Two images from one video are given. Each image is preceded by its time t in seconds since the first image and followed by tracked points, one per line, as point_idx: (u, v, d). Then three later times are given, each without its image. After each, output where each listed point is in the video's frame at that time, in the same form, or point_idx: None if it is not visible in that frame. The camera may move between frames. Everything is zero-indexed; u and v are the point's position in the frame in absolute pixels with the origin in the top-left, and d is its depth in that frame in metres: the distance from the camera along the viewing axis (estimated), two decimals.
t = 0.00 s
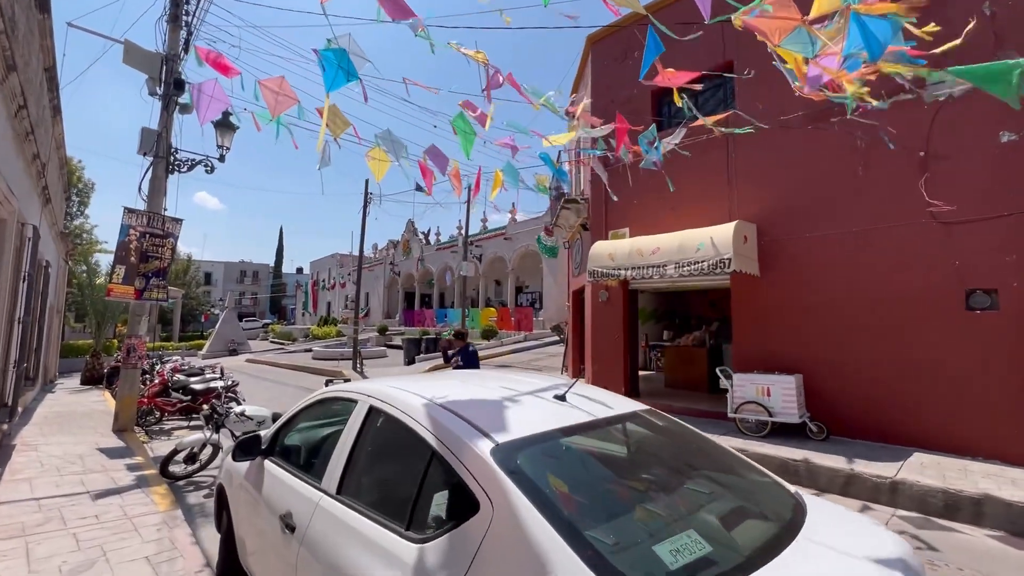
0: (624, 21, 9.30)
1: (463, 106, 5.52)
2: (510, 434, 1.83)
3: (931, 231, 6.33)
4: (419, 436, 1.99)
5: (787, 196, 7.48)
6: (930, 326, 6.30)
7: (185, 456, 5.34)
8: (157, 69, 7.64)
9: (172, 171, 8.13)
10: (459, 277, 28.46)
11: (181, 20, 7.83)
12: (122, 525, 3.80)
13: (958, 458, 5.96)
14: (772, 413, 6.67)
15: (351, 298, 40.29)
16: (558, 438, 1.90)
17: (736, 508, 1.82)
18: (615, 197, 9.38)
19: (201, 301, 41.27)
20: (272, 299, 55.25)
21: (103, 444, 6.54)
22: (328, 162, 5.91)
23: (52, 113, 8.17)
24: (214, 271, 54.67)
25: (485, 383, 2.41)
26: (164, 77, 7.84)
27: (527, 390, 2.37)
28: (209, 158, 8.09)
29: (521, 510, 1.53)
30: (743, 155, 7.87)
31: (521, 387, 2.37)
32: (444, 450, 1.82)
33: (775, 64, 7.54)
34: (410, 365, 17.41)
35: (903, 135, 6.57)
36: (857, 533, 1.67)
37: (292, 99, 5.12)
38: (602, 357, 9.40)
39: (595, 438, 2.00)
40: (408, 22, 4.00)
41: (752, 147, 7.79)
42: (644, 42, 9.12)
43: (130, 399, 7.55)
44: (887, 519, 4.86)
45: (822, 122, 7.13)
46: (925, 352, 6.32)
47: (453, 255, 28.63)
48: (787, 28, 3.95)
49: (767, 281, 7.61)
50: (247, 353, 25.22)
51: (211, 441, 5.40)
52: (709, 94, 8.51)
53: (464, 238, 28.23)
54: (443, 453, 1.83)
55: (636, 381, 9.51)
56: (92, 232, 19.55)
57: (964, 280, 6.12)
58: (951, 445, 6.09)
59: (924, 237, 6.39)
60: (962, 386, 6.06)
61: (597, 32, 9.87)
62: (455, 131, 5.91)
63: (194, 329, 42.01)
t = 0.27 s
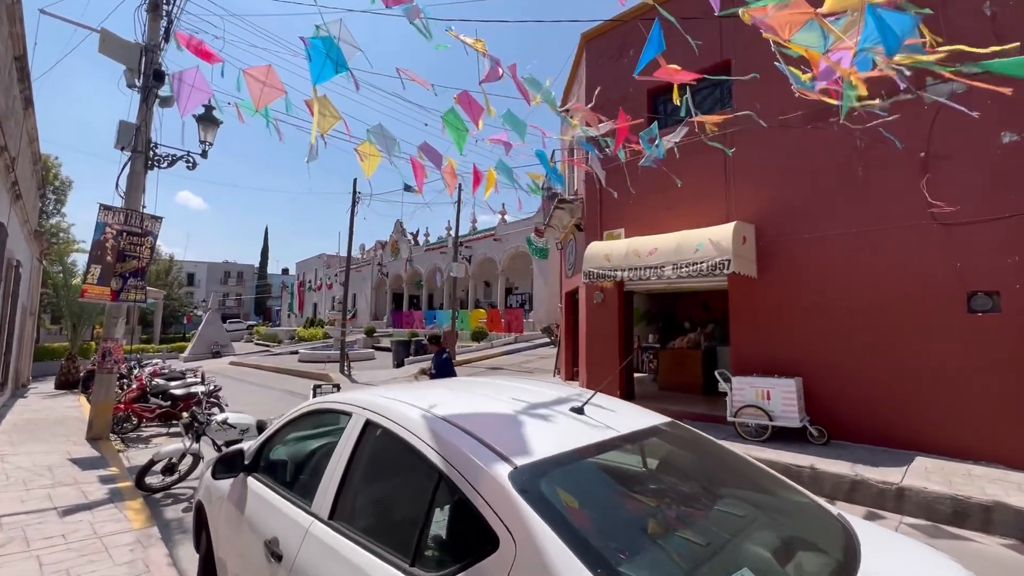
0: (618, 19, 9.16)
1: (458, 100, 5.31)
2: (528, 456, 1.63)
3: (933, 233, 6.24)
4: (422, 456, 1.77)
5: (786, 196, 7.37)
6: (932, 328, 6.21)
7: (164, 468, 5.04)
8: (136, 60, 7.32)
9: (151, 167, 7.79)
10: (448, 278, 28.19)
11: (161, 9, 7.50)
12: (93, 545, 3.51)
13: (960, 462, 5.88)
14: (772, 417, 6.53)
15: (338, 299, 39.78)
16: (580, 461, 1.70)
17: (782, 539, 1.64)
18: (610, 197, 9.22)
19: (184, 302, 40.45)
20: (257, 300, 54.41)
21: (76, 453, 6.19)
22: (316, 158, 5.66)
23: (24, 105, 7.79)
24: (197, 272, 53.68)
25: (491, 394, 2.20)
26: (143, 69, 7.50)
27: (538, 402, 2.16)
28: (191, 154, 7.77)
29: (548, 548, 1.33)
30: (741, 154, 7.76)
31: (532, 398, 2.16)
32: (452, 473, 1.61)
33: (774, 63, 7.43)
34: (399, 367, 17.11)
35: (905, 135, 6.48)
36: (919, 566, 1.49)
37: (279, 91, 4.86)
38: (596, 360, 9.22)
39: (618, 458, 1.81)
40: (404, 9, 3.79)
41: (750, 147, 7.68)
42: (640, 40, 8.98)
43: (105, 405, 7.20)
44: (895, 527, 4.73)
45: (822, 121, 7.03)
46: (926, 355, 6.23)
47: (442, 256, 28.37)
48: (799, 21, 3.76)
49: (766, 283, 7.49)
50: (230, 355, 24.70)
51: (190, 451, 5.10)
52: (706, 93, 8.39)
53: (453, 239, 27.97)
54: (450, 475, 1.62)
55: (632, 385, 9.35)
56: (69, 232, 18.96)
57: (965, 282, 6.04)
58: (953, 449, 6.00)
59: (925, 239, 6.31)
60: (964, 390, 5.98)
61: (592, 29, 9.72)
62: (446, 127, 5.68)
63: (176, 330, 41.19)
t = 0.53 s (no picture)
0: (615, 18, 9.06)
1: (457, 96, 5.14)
2: (560, 480, 1.45)
3: (935, 236, 6.17)
4: (438, 478, 1.58)
5: (785, 199, 7.28)
6: (933, 332, 6.15)
7: (144, 481, 4.76)
8: (117, 52, 7.02)
9: (133, 163, 7.49)
10: (437, 280, 27.94)
11: None
12: (65, 567, 3.25)
13: (964, 467, 5.80)
14: (774, 422, 6.40)
15: (325, 301, 39.30)
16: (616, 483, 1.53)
17: (843, 573, 1.47)
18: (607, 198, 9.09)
19: (167, 304, 39.65)
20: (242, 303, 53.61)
21: (51, 464, 5.88)
22: (308, 155, 5.45)
23: None
24: (180, 273, 52.73)
25: (508, 406, 2.02)
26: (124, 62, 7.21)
27: (559, 415, 1.98)
28: (175, 150, 7.48)
29: None
30: (739, 156, 7.67)
31: (555, 410, 1.98)
32: (476, 498, 1.43)
33: (773, 64, 7.35)
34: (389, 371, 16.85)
35: (906, 137, 6.41)
36: None
37: (269, 84, 4.64)
38: (593, 364, 9.07)
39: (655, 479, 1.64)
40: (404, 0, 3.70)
41: (749, 148, 7.58)
42: (637, 40, 8.87)
43: (82, 412, 6.87)
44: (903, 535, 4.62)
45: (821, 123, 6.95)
46: (928, 359, 6.16)
47: (431, 258, 28.10)
48: (810, 19, 3.57)
49: (765, 286, 7.39)
50: (215, 358, 24.21)
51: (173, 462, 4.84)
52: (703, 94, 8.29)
53: (443, 240, 27.75)
54: (473, 500, 1.43)
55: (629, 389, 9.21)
56: (46, 231, 18.40)
57: (967, 285, 5.98)
58: (956, 454, 5.93)
59: (927, 241, 6.25)
60: (967, 394, 5.91)
61: (588, 29, 9.60)
62: (441, 125, 5.46)
63: (159, 333, 40.40)
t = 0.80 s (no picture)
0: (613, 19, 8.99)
1: (460, 90, 5.00)
2: (608, 492, 1.29)
3: (936, 239, 6.13)
4: (467, 491, 1.42)
5: (784, 201, 7.23)
6: (933, 336, 6.10)
7: (125, 490, 4.50)
8: (101, 41, 6.76)
9: (116, 157, 7.21)
10: (427, 283, 27.69)
11: None
12: None
13: (965, 472, 5.76)
14: (774, 425, 6.29)
15: (311, 303, 38.76)
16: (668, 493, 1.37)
17: None
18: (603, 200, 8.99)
19: (148, 305, 38.81)
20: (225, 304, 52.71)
21: (24, 471, 5.57)
22: (303, 149, 5.26)
23: None
24: (162, 274, 51.71)
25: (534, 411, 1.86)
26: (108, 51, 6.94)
27: (590, 421, 1.83)
28: (160, 144, 7.22)
29: None
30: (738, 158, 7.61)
31: (586, 417, 1.82)
32: (516, 515, 1.26)
33: (772, 66, 7.31)
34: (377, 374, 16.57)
35: (907, 141, 6.38)
36: None
37: (263, 73, 4.44)
38: (589, 367, 8.94)
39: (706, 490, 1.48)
40: None
41: (747, 150, 7.53)
42: (635, 41, 8.80)
43: (58, 416, 6.56)
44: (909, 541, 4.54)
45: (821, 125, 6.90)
46: (928, 363, 6.11)
47: (420, 260, 27.84)
48: (829, 14, 3.51)
49: (764, 289, 7.31)
50: (198, 360, 23.70)
51: (156, 469, 4.58)
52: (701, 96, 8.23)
53: (432, 242, 27.51)
54: (512, 517, 1.27)
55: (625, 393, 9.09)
56: (23, 229, 17.84)
57: (967, 289, 5.95)
58: (958, 459, 5.88)
59: (926, 245, 6.22)
60: (967, 399, 5.86)
61: (585, 30, 9.53)
62: (441, 121, 5.30)
63: (140, 334, 39.55)
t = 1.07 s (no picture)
0: (610, 19, 8.90)
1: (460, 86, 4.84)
2: (670, 525, 1.14)
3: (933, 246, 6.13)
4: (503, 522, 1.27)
5: (781, 205, 7.18)
6: (930, 342, 6.09)
7: (101, 501, 4.24)
8: (79, 27, 6.46)
9: (94, 149, 6.89)
10: (413, 283, 27.40)
11: None
12: None
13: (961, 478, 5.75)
14: (772, 431, 6.24)
15: (294, 302, 38.14)
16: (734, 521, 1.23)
17: None
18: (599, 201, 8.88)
19: (125, 303, 37.82)
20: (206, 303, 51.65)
21: None
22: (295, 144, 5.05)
23: None
24: (140, 271, 50.48)
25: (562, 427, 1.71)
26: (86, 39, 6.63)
27: (624, 439, 1.68)
28: (142, 137, 6.92)
29: None
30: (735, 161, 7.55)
31: (620, 433, 1.68)
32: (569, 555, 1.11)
33: (771, 70, 7.28)
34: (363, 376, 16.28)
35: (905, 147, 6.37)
36: None
37: (256, 65, 4.24)
38: (582, 371, 8.83)
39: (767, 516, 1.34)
40: None
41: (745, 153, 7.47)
42: (632, 42, 8.72)
43: (29, 421, 6.23)
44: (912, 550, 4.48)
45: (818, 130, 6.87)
46: (925, 369, 6.10)
47: (407, 260, 27.53)
48: (847, 15, 3.44)
49: (760, 293, 7.25)
50: (177, 360, 23.11)
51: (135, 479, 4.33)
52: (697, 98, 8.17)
53: (419, 242, 27.24)
54: (564, 557, 1.12)
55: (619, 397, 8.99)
56: None
57: (964, 296, 5.95)
58: (954, 465, 5.87)
59: (924, 251, 6.21)
60: (964, 405, 5.86)
61: (580, 30, 9.42)
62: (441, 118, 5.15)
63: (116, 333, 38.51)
